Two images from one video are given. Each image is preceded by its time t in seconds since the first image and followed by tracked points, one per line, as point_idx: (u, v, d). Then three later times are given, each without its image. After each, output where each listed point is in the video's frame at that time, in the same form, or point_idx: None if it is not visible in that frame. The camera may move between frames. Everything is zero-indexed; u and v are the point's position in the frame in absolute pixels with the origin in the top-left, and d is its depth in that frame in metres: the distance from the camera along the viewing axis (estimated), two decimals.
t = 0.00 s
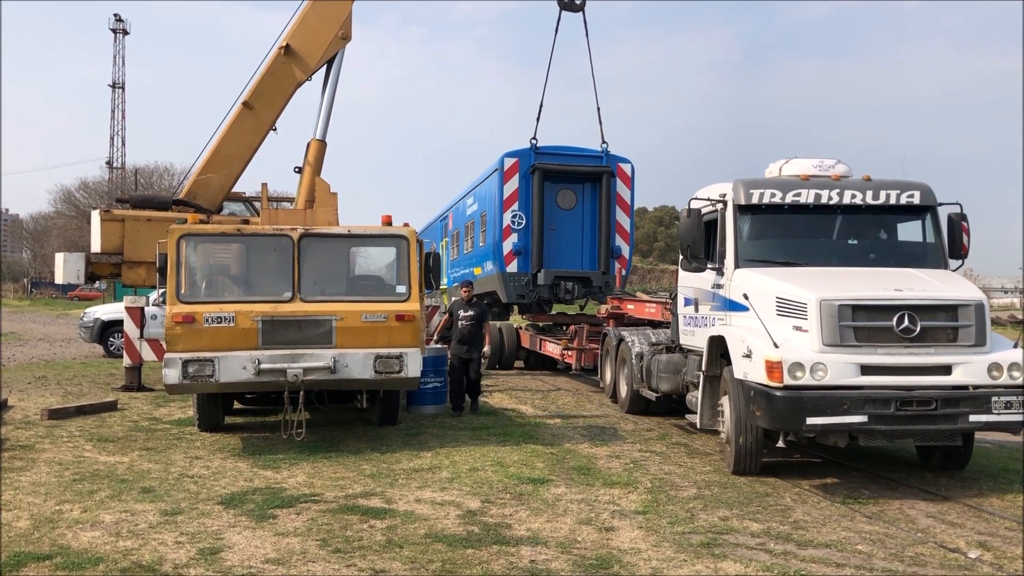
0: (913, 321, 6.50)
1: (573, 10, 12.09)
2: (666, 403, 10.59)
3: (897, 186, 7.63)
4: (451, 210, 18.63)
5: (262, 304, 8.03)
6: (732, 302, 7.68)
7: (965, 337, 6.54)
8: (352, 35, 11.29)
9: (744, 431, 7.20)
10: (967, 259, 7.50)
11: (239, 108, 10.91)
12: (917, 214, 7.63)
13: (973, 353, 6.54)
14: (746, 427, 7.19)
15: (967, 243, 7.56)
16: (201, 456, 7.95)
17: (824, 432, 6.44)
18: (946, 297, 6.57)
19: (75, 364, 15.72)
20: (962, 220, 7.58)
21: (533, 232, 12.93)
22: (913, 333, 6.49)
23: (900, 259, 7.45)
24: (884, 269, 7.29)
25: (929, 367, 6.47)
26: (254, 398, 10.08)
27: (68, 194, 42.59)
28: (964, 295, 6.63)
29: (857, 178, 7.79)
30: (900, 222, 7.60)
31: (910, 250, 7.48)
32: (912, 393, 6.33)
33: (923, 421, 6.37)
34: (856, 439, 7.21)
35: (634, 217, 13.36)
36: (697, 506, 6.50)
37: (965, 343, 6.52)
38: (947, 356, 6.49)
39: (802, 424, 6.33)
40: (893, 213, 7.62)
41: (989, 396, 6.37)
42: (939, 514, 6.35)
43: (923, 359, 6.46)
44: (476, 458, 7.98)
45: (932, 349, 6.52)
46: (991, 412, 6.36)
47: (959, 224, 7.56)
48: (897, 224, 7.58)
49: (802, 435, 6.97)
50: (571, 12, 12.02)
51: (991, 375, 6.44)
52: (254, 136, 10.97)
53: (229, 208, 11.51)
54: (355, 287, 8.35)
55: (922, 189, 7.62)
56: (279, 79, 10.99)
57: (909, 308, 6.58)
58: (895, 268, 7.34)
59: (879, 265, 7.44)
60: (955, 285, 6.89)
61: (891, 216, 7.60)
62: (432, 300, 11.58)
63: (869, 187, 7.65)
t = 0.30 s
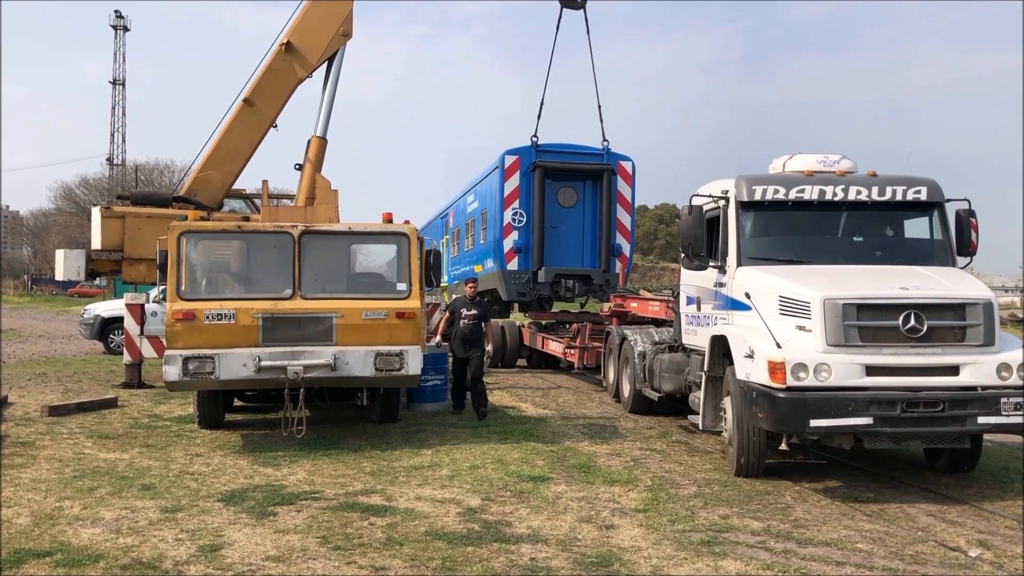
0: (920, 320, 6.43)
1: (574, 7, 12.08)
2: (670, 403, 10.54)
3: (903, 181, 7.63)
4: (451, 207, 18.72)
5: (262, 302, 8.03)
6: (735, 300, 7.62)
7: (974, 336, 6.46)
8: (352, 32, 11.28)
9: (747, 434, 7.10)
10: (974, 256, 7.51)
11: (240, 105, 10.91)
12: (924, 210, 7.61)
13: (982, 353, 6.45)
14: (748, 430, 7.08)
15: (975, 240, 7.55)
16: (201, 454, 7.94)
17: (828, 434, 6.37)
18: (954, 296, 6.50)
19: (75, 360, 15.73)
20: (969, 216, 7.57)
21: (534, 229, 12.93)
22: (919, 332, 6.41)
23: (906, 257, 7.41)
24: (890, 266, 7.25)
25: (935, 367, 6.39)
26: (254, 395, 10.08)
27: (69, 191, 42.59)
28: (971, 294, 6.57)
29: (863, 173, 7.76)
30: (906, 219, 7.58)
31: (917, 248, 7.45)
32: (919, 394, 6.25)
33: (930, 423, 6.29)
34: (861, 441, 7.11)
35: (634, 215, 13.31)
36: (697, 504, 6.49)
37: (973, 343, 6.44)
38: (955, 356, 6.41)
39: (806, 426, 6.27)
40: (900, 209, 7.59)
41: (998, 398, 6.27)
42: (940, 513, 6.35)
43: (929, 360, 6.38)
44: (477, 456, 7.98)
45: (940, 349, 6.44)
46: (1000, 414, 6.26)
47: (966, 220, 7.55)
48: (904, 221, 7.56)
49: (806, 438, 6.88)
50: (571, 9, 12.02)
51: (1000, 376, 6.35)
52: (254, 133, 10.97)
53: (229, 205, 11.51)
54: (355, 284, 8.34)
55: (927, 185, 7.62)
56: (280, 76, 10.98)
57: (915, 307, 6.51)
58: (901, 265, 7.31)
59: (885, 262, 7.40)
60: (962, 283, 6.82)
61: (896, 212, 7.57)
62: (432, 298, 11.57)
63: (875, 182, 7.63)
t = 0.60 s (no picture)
0: (929, 320, 6.34)
1: (575, 6, 12.07)
2: (675, 403, 10.46)
3: (913, 177, 7.46)
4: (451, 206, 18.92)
5: (264, 300, 8.03)
6: (738, 298, 7.51)
7: (983, 337, 6.37)
8: (353, 30, 11.28)
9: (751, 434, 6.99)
10: (986, 255, 7.37)
11: (241, 104, 10.91)
12: (934, 207, 7.47)
13: (991, 354, 6.37)
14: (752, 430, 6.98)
15: (986, 238, 7.41)
16: (201, 452, 7.95)
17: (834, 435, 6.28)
18: (963, 295, 6.40)
19: (76, 358, 15.74)
20: (980, 213, 7.43)
21: (534, 228, 12.93)
22: (928, 332, 6.33)
23: (915, 255, 7.28)
24: (898, 265, 7.12)
25: (944, 368, 6.32)
26: (256, 394, 10.09)
27: (70, 189, 42.62)
28: (981, 293, 6.47)
29: (871, 169, 7.58)
30: (915, 216, 7.43)
31: (925, 246, 7.31)
32: (927, 395, 6.16)
33: (938, 425, 6.20)
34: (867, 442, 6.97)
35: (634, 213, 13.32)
36: (697, 503, 6.50)
37: (982, 343, 6.36)
38: (964, 357, 6.33)
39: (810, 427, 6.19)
40: (908, 206, 7.45)
41: (1009, 399, 6.19)
42: (940, 512, 6.35)
43: (937, 360, 6.30)
44: (477, 454, 7.98)
45: (948, 349, 6.35)
46: (1010, 416, 6.18)
47: (977, 218, 7.40)
48: (913, 218, 7.41)
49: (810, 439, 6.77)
50: (573, 8, 12.00)
51: (1010, 377, 6.28)
52: (255, 131, 10.97)
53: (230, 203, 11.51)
54: (356, 283, 8.34)
55: (938, 182, 7.47)
56: (280, 74, 10.98)
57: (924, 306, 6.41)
58: (909, 264, 7.18)
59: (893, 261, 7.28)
60: (971, 282, 6.72)
61: (905, 209, 7.42)
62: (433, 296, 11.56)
63: (883, 178, 7.46)
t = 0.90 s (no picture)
0: (939, 318, 6.15)
1: (576, 5, 12.05)
2: (678, 404, 10.27)
3: (921, 172, 7.32)
4: (451, 205, 18.91)
5: (264, 298, 8.03)
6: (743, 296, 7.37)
7: (996, 336, 6.16)
8: (354, 29, 11.27)
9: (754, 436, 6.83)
10: (998, 251, 7.17)
11: (241, 102, 10.90)
12: (943, 203, 7.30)
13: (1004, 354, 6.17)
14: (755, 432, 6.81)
15: (998, 235, 7.25)
16: (202, 450, 7.94)
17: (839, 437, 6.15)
18: (975, 293, 6.20)
19: (77, 357, 15.74)
20: (991, 209, 7.25)
21: (535, 227, 12.93)
22: (938, 331, 6.14)
23: (924, 252, 7.10)
24: (907, 262, 6.94)
25: (953, 368, 6.18)
26: (256, 392, 10.09)
27: (70, 187, 42.63)
28: (994, 290, 6.27)
29: (879, 164, 7.47)
30: (924, 212, 7.26)
31: (935, 242, 7.13)
32: (937, 397, 6.00)
33: (948, 426, 6.04)
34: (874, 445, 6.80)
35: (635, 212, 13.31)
36: (698, 501, 6.49)
37: (995, 343, 6.15)
38: (975, 356, 6.14)
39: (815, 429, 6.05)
40: (917, 202, 7.28)
41: (1021, 401, 6.02)
42: (941, 511, 6.35)
43: (948, 361, 6.12)
44: (478, 453, 7.97)
45: (959, 349, 6.16)
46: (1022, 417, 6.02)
47: (988, 214, 7.23)
48: (922, 214, 7.23)
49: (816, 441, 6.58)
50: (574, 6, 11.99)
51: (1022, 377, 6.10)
52: (256, 130, 10.96)
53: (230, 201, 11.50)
54: (356, 281, 8.34)
55: (947, 177, 7.32)
56: (281, 73, 10.97)
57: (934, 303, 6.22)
58: (918, 261, 6.99)
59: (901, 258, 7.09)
60: (983, 279, 6.52)
61: (914, 205, 7.26)
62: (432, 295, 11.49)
63: (891, 174, 7.33)
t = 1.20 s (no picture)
0: (948, 318, 5.91)
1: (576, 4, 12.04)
2: (681, 407, 10.11)
3: (930, 167, 7.08)
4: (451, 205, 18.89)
5: (265, 298, 8.03)
6: (745, 295, 7.22)
7: (1007, 337, 5.93)
8: (354, 28, 11.27)
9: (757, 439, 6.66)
10: (1010, 249, 6.97)
11: (241, 101, 10.90)
12: (954, 199, 7.07)
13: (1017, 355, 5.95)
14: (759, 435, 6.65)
15: (1009, 232, 7.05)
16: (202, 449, 7.95)
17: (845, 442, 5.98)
18: (986, 291, 5.95)
19: (77, 356, 15.73)
20: (1002, 205, 7.04)
21: (535, 227, 12.93)
22: (947, 332, 5.90)
23: (933, 249, 6.87)
24: (915, 260, 6.72)
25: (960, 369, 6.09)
26: (256, 391, 10.10)
27: (69, 186, 42.63)
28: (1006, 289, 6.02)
29: (887, 159, 7.21)
30: (933, 208, 7.03)
31: (944, 240, 6.90)
32: (946, 400, 5.81)
33: (957, 431, 5.87)
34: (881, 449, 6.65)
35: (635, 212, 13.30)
36: (698, 501, 6.49)
37: (1007, 344, 5.91)
38: (987, 358, 5.90)
39: (819, 435, 5.87)
40: (926, 198, 7.05)
41: None
42: (941, 511, 6.36)
43: (958, 362, 5.89)
44: (478, 452, 7.98)
45: (969, 349, 5.93)
46: None
47: (999, 210, 7.02)
48: (930, 211, 7.01)
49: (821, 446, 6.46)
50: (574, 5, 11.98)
51: None
52: (256, 129, 10.96)
53: (230, 201, 11.48)
54: (356, 280, 8.33)
55: (958, 172, 7.08)
56: (281, 72, 10.97)
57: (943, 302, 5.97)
58: (927, 259, 6.77)
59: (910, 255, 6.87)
60: (995, 277, 6.28)
61: (923, 201, 7.03)
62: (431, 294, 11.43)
63: (899, 168, 7.09)
